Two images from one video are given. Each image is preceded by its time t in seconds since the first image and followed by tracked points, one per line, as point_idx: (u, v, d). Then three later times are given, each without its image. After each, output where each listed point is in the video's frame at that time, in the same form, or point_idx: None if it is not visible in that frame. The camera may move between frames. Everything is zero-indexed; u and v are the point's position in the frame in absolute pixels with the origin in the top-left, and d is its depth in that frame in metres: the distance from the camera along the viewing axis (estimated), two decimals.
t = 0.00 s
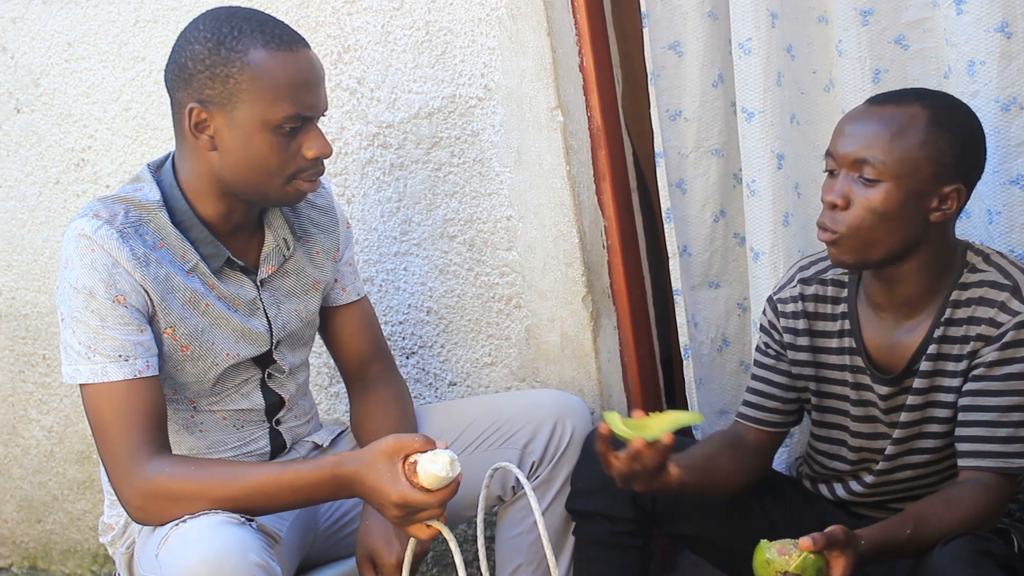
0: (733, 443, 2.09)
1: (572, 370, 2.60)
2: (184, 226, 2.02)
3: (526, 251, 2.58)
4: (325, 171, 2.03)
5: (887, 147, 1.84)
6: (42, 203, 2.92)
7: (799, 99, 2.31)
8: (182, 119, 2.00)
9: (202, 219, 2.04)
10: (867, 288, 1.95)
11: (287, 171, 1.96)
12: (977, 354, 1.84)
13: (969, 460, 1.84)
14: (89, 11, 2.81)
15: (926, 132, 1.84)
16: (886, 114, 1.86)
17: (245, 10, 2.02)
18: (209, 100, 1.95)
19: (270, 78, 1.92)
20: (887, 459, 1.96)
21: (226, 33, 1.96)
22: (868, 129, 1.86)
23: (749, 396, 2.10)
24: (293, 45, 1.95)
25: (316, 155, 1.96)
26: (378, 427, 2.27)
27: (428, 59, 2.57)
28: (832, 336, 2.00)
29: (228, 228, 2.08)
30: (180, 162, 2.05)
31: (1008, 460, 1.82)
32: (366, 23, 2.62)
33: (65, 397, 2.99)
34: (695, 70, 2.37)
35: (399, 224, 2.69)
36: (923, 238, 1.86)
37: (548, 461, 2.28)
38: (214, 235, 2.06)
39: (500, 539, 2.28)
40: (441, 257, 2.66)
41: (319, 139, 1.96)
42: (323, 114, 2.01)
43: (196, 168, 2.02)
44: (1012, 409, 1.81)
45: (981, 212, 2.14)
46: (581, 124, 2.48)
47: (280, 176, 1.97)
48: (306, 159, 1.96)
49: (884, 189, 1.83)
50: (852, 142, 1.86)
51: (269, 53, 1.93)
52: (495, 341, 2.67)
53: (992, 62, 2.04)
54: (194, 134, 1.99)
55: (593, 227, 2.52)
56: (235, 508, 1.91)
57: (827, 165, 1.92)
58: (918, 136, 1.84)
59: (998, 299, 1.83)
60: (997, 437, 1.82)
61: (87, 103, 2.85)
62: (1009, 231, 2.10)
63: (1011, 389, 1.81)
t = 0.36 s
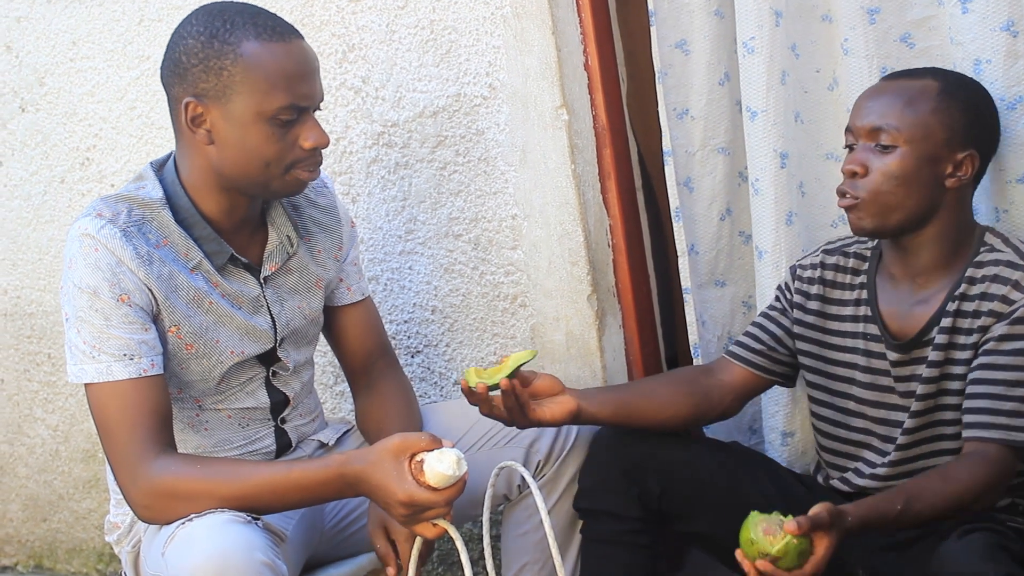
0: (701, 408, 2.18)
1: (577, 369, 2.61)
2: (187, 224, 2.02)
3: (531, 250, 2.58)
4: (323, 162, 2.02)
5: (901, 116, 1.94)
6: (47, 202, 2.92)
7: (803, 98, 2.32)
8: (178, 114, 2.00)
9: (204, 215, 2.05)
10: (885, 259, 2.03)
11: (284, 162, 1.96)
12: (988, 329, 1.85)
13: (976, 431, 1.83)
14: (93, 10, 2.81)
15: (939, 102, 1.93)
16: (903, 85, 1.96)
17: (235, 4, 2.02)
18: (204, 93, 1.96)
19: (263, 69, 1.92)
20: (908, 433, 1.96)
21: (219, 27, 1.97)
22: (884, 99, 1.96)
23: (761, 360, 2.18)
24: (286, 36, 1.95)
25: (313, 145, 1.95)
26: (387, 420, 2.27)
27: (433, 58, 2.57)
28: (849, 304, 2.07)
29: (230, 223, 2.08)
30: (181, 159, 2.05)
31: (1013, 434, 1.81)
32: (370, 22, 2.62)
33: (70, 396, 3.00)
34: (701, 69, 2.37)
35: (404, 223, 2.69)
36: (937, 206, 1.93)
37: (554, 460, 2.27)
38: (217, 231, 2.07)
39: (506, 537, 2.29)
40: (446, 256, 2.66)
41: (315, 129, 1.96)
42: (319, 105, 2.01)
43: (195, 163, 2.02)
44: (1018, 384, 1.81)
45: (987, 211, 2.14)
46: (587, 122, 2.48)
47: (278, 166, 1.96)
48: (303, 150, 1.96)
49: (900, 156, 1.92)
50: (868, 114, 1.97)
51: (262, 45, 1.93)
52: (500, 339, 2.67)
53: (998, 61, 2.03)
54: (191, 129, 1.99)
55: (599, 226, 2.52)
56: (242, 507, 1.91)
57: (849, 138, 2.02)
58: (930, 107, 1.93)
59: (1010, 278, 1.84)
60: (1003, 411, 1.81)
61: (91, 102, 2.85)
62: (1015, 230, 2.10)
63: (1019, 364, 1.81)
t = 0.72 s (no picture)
0: (706, 395, 2.18)
1: (582, 367, 2.60)
2: (185, 219, 2.02)
3: (536, 248, 2.57)
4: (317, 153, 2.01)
5: (903, 112, 1.98)
6: (53, 200, 2.92)
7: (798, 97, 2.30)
8: (172, 106, 1.99)
9: (201, 208, 2.05)
10: (890, 250, 2.08)
11: (277, 153, 1.95)
12: (991, 297, 1.91)
13: (977, 386, 1.85)
14: (99, 7, 2.81)
15: (937, 96, 1.98)
16: (903, 83, 2.00)
17: None
18: (198, 84, 1.95)
19: (255, 60, 1.91)
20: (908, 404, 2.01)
21: (211, 18, 1.97)
22: (884, 97, 1.99)
23: (767, 348, 2.19)
24: (278, 28, 1.95)
25: (306, 137, 1.95)
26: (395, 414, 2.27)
27: (438, 55, 2.57)
28: (854, 294, 2.12)
29: (227, 216, 2.08)
30: (178, 153, 2.05)
31: (1015, 388, 1.82)
32: (376, 19, 2.62)
33: (75, 394, 2.99)
34: (706, 66, 2.37)
35: (410, 220, 2.69)
36: (943, 194, 1.98)
37: (559, 458, 2.26)
38: (215, 224, 2.07)
39: (511, 535, 2.28)
40: (451, 253, 2.66)
41: (308, 120, 1.95)
42: (312, 96, 2.00)
43: (190, 156, 2.02)
44: (1018, 342, 1.84)
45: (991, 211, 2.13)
46: (592, 120, 2.46)
47: (272, 158, 1.96)
48: (296, 141, 1.95)
49: (906, 150, 1.96)
50: (870, 111, 2.00)
51: (254, 36, 1.93)
52: (506, 337, 2.67)
53: (1004, 59, 2.02)
54: (184, 121, 1.98)
55: (604, 224, 2.50)
56: (245, 504, 1.90)
57: (850, 137, 2.05)
58: (928, 101, 1.97)
59: (1012, 250, 1.91)
60: (1006, 365, 1.83)
61: (97, 99, 2.85)
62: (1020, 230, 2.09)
63: (1021, 323, 1.85)
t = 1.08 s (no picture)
0: (728, 387, 2.14)
1: (590, 367, 2.60)
2: (191, 217, 2.02)
3: (543, 247, 2.57)
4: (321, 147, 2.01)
5: (970, 122, 1.81)
6: (60, 200, 2.93)
7: (810, 94, 2.30)
8: (173, 103, 1.99)
9: (206, 206, 2.05)
10: (950, 256, 1.93)
11: (281, 147, 1.95)
12: None
13: (1010, 431, 1.78)
14: (106, 7, 2.81)
15: (1012, 108, 1.81)
16: (976, 89, 1.83)
17: None
18: (201, 80, 1.95)
19: (257, 54, 1.92)
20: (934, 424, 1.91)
21: (211, 15, 1.97)
22: (953, 103, 1.84)
23: (802, 339, 2.10)
24: (278, 22, 1.96)
25: (310, 129, 1.95)
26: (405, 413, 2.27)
27: (446, 55, 2.57)
28: (904, 297, 1.99)
29: (231, 214, 2.08)
30: (182, 152, 2.05)
31: None
32: (383, 19, 2.61)
33: (82, 394, 3.00)
34: (714, 66, 2.36)
35: (417, 220, 2.68)
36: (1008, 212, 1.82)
37: (566, 458, 2.26)
38: (220, 222, 2.07)
39: (518, 536, 2.28)
40: (459, 253, 2.66)
41: (311, 113, 1.95)
42: (314, 89, 2.00)
43: (193, 153, 2.02)
44: None
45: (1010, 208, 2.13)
46: (599, 120, 2.46)
47: (276, 152, 1.96)
48: (300, 134, 1.95)
49: (970, 166, 1.80)
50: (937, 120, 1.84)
51: (255, 30, 1.93)
52: (514, 337, 2.67)
53: None
54: (187, 117, 1.98)
55: (611, 224, 2.51)
56: (253, 504, 1.90)
57: (915, 143, 1.90)
58: (1000, 112, 1.80)
59: None
60: None
61: (104, 99, 2.86)
62: None
63: None
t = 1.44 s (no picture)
0: (701, 420, 2.12)
1: (589, 371, 2.60)
2: (192, 221, 2.02)
3: (543, 251, 2.59)
4: (320, 152, 2.01)
5: (904, 155, 1.77)
6: (59, 204, 2.93)
7: (821, 96, 2.30)
8: (173, 108, 2.00)
9: (207, 210, 2.04)
10: (891, 276, 1.92)
11: (280, 152, 1.95)
12: (993, 334, 1.79)
13: (974, 434, 1.78)
14: (105, 11, 2.81)
15: (944, 136, 1.77)
16: (909, 118, 1.79)
17: None
18: (199, 85, 1.95)
19: (254, 59, 1.91)
20: (895, 439, 1.91)
21: (210, 20, 1.96)
22: (882, 131, 1.80)
23: (759, 380, 2.10)
24: (278, 27, 1.95)
25: (309, 134, 1.94)
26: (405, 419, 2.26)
27: (445, 58, 2.56)
28: (851, 321, 1.97)
29: (231, 217, 2.07)
30: (182, 156, 2.04)
31: (1015, 435, 1.75)
32: (382, 23, 2.61)
33: (82, 398, 3.00)
34: (714, 69, 2.37)
35: (417, 224, 2.68)
36: (941, 239, 1.81)
37: (565, 462, 2.28)
38: (222, 227, 2.06)
39: (517, 540, 2.28)
40: (458, 256, 2.66)
41: (310, 117, 1.95)
42: (313, 95, 2.00)
43: (193, 157, 2.02)
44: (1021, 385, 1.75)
45: (1011, 210, 2.12)
46: (599, 123, 2.46)
47: (276, 157, 1.96)
48: (299, 139, 1.95)
49: (901, 203, 1.78)
50: (870, 153, 1.80)
51: (253, 35, 1.93)
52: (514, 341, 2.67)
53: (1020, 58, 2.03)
54: (187, 122, 1.98)
55: (611, 227, 2.50)
56: (253, 508, 1.90)
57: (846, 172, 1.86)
58: (934, 147, 1.76)
59: (1016, 281, 1.79)
60: (1006, 412, 1.75)
61: (104, 103, 2.86)
62: None
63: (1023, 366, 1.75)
